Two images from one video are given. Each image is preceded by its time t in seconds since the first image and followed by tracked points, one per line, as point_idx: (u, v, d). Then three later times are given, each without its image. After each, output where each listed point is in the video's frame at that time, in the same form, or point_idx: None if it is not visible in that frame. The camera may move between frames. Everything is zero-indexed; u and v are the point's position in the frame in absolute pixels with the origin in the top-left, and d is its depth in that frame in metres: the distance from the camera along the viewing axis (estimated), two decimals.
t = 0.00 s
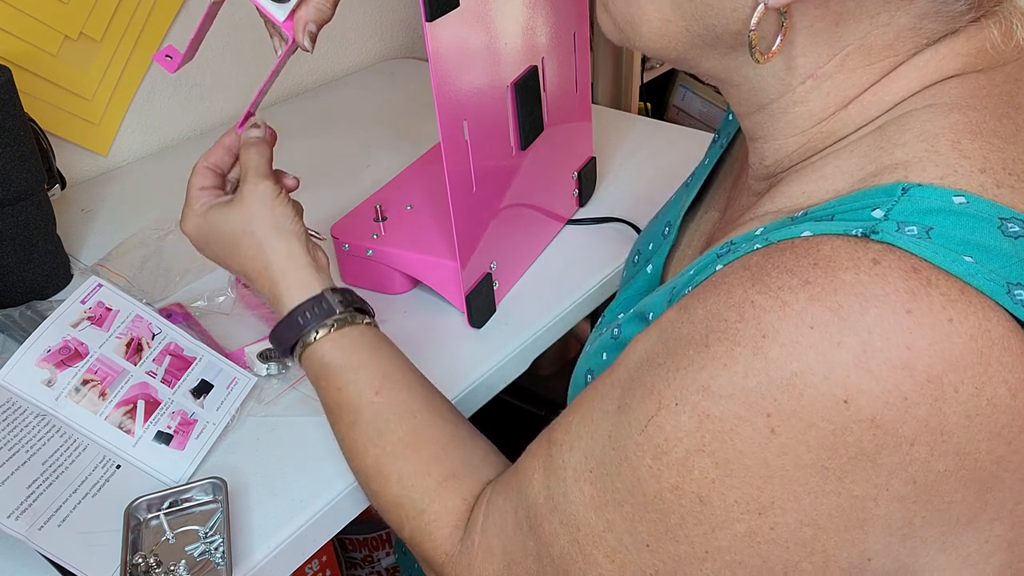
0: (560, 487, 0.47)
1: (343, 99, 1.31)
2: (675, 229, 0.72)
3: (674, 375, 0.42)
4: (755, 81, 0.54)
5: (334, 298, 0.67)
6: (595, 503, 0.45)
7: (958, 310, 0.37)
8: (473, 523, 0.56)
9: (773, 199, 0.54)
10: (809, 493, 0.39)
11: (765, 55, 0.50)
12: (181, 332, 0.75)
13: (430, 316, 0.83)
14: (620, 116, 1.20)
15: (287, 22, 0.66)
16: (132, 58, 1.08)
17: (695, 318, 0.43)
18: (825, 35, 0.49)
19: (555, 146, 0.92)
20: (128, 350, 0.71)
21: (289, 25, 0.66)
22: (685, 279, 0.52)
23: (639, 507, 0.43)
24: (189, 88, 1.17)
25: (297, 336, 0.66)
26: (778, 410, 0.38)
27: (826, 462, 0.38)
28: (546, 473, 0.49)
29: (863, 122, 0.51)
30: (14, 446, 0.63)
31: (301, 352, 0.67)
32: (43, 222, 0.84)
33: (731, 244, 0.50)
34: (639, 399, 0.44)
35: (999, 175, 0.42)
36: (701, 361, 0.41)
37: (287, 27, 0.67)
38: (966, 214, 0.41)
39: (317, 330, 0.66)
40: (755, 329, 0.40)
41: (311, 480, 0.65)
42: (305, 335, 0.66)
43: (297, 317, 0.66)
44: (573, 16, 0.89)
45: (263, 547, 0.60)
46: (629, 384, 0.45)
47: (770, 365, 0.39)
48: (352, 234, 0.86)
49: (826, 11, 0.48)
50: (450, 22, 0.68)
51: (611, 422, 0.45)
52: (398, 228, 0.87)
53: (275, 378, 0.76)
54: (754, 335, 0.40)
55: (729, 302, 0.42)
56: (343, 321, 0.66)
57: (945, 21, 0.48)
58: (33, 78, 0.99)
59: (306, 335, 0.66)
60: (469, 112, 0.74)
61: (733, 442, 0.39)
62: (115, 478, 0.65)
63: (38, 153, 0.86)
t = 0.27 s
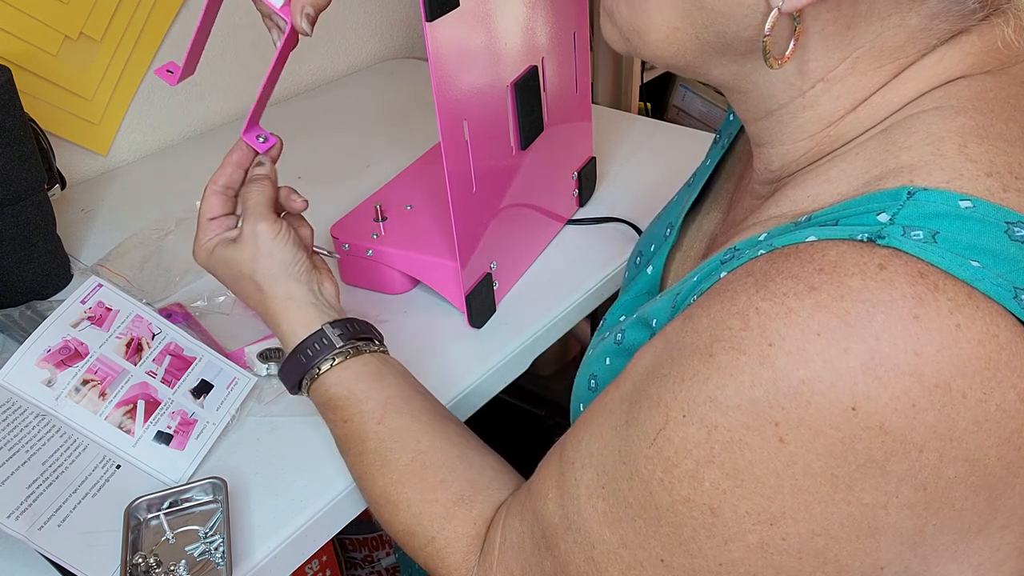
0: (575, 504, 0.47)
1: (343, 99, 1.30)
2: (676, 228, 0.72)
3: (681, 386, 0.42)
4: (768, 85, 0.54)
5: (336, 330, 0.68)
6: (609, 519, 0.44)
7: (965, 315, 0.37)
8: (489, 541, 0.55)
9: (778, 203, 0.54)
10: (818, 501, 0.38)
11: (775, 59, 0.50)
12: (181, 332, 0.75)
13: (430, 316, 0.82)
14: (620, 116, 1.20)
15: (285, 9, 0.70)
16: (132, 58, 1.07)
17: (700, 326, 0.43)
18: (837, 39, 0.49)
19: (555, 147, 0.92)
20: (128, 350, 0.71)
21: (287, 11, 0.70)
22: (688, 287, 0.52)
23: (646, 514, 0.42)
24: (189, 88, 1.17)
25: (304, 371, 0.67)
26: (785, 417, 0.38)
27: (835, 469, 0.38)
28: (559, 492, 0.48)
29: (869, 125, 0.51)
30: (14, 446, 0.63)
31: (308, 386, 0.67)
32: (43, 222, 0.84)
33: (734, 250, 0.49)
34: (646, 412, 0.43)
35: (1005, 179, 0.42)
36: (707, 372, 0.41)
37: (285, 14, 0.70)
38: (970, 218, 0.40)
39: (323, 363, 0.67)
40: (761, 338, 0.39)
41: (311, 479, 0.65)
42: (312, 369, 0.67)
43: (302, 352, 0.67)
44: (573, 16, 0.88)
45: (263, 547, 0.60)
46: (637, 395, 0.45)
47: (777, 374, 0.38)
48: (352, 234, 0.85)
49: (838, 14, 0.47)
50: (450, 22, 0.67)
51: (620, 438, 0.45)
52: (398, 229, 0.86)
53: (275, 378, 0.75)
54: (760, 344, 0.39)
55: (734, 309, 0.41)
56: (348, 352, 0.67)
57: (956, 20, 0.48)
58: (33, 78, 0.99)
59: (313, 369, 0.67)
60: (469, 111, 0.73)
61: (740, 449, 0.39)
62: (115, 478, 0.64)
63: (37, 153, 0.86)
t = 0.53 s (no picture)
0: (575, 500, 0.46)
1: (343, 99, 1.30)
2: (676, 228, 0.72)
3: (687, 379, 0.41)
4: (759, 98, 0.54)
5: (342, 325, 0.68)
6: (610, 518, 0.44)
7: (971, 312, 0.37)
8: (490, 540, 0.55)
9: (780, 202, 0.54)
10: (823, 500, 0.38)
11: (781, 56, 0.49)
12: (181, 332, 0.75)
13: (430, 316, 0.82)
14: (620, 116, 1.20)
15: (290, 6, 0.69)
16: (131, 58, 1.07)
17: (704, 323, 0.43)
18: (842, 37, 0.49)
19: (554, 146, 0.92)
20: (128, 350, 0.71)
21: (292, 8, 0.70)
22: (691, 283, 0.51)
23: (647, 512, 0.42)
24: (189, 88, 1.16)
25: (308, 364, 0.67)
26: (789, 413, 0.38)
27: (840, 467, 0.37)
28: (560, 490, 0.48)
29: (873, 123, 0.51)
30: (14, 446, 0.63)
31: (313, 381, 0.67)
32: (43, 222, 0.84)
33: (737, 248, 0.49)
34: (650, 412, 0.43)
35: (1010, 177, 0.42)
36: (711, 368, 0.41)
37: (290, 11, 0.70)
38: (974, 216, 0.40)
39: (327, 357, 0.67)
40: (766, 334, 0.39)
41: (311, 479, 0.65)
42: (316, 362, 0.67)
43: (307, 346, 0.67)
44: (573, 16, 0.88)
45: (263, 547, 0.60)
46: (641, 394, 0.45)
47: (781, 371, 0.38)
48: (352, 234, 0.85)
49: (845, 13, 0.47)
50: (450, 22, 0.67)
51: (624, 435, 0.44)
52: (398, 228, 0.86)
53: (275, 377, 0.75)
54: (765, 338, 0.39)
55: (739, 308, 0.41)
56: (353, 347, 0.67)
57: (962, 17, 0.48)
58: (33, 78, 0.99)
59: (318, 363, 0.67)
60: (469, 111, 0.73)
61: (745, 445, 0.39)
62: (115, 478, 0.64)
63: (38, 153, 0.86)
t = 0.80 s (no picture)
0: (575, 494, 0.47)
1: (343, 99, 1.30)
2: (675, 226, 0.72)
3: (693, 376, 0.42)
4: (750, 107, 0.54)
5: (348, 324, 0.69)
6: (612, 517, 0.44)
7: (975, 306, 0.37)
8: (490, 543, 0.55)
9: (781, 200, 0.54)
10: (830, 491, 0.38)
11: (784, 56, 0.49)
12: (181, 332, 0.75)
13: (430, 316, 0.82)
14: (620, 116, 1.20)
15: (292, 14, 0.69)
16: (131, 58, 1.07)
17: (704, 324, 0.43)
18: (843, 34, 0.49)
19: (554, 146, 0.92)
20: (128, 350, 0.71)
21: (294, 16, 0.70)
22: (693, 282, 0.52)
23: (648, 510, 0.42)
24: (189, 88, 1.16)
25: (312, 361, 0.67)
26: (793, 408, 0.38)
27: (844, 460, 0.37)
28: (562, 489, 0.48)
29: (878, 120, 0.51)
30: (14, 446, 0.63)
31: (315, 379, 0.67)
32: (43, 222, 0.84)
33: (740, 245, 0.49)
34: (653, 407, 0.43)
35: (1013, 171, 0.42)
36: (717, 365, 0.40)
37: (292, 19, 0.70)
38: (979, 209, 0.40)
39: (332, 354, 0.67)
40: (771, 330, 0.39)
41: (311, 480, 0.65)
42: (320, 359, 0.67)
43: (309, 343, 0.67)
44: (573, 16, 0.88)
45: (263, 547, 0.60)
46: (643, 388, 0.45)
47: (787, 367, 0.38)
48: (352, 234, 0.85)
49: (844, 9, 0.47)
50: (450, 22, 0.67)
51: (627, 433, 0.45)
52: (399, 228, 0.86)
53: (275, 377, 0.75)
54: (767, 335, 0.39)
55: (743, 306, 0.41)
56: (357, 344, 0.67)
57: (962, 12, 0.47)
58: (33, 78, 0.99)
59: (321, 359, 0.66)
60: (469, 111, 0.73)
61: (749, 441, 0.39)
62: (115, 478, 0.64)
63: (38, 153, 0.86)
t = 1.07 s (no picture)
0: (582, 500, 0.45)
1: (343, 99, 1.29)
2: (681, 225, 0.72)
3: (712, 379, 0.41)
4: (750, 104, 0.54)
5: (334, 408, 0.61)
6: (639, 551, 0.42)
7: (1005, 301, 0.36)
8: None
9: (792, 202, 0.53)
10: (841, 497, 0.37)
11: (779, 41, 0.49)
12: (181, 333, 0.74)
13: (430, 316, 0.81)
14: (621, 117, 1.19)
15: (288, 6, 0.69)
16: (132, 58, 1.06)
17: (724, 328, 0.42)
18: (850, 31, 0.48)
19: (555, 146, 0.91)
20: (128, 350, 0.70)
21: (290, 8, 0.69)
22: (705, 295, 0.51)
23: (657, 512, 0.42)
24: (189, 88, 1.16)
25: (291, 454, 0.59)
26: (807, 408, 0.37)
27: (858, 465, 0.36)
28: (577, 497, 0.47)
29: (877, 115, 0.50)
30: (14, 447, 0.62)
31: (296, 476, 0.59)
32: (43, 222, 0.83)
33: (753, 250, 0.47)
34: (674, 412, 0.42)
35: None
36: (751, 378, 0.39)
37: (288, 11, 0.69)
38: (991, 206, 0.40)
39: (313, 442, 0.59)
40: (805, 335, 0.38)
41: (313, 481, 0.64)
42: (299, 451, 0.59)
43: (289, 434, 0.60)
44: (573, 15, 0.87)
45: (263, 548, 0.59)
46: (663, 397, 0.44)
47: (828, 370, 0.37)
48: (352, 233, 0.84)
49: None
50: (450, 22, 0.66)
51: (644, 436, 0.44)
52: (399, 228, 0.85)
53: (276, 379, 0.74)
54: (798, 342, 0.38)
55: (766, 312, 0.40)
56: (342, 428, 0.60)
57: None
58: (33, 78, 0.98)
59: (300, 450, 0.59)
60: (469, 111, 0.72)
61: (760, 439, 0.38)
62: (115, 478, 0.63)
63: (38, 153, 0.85)
